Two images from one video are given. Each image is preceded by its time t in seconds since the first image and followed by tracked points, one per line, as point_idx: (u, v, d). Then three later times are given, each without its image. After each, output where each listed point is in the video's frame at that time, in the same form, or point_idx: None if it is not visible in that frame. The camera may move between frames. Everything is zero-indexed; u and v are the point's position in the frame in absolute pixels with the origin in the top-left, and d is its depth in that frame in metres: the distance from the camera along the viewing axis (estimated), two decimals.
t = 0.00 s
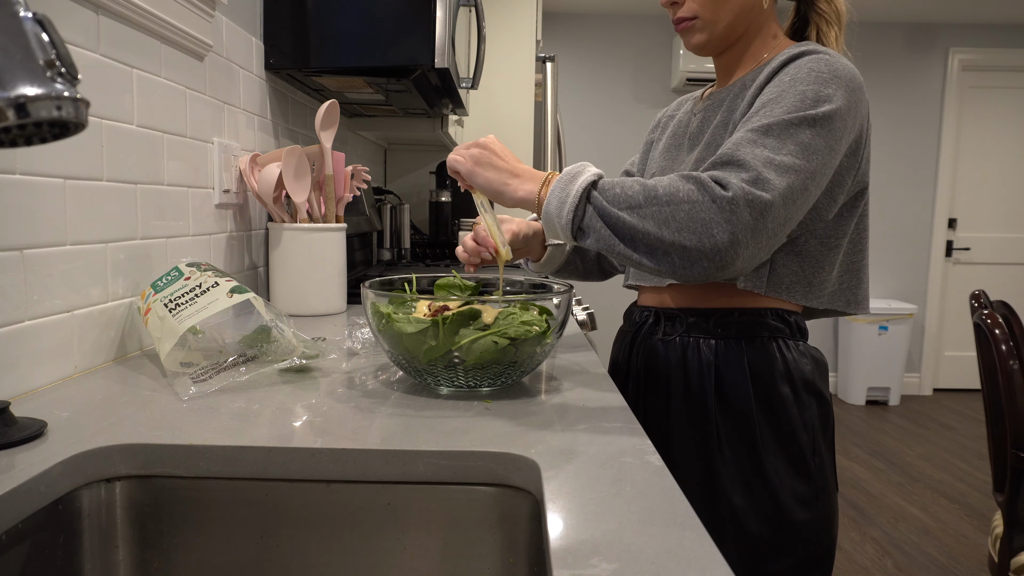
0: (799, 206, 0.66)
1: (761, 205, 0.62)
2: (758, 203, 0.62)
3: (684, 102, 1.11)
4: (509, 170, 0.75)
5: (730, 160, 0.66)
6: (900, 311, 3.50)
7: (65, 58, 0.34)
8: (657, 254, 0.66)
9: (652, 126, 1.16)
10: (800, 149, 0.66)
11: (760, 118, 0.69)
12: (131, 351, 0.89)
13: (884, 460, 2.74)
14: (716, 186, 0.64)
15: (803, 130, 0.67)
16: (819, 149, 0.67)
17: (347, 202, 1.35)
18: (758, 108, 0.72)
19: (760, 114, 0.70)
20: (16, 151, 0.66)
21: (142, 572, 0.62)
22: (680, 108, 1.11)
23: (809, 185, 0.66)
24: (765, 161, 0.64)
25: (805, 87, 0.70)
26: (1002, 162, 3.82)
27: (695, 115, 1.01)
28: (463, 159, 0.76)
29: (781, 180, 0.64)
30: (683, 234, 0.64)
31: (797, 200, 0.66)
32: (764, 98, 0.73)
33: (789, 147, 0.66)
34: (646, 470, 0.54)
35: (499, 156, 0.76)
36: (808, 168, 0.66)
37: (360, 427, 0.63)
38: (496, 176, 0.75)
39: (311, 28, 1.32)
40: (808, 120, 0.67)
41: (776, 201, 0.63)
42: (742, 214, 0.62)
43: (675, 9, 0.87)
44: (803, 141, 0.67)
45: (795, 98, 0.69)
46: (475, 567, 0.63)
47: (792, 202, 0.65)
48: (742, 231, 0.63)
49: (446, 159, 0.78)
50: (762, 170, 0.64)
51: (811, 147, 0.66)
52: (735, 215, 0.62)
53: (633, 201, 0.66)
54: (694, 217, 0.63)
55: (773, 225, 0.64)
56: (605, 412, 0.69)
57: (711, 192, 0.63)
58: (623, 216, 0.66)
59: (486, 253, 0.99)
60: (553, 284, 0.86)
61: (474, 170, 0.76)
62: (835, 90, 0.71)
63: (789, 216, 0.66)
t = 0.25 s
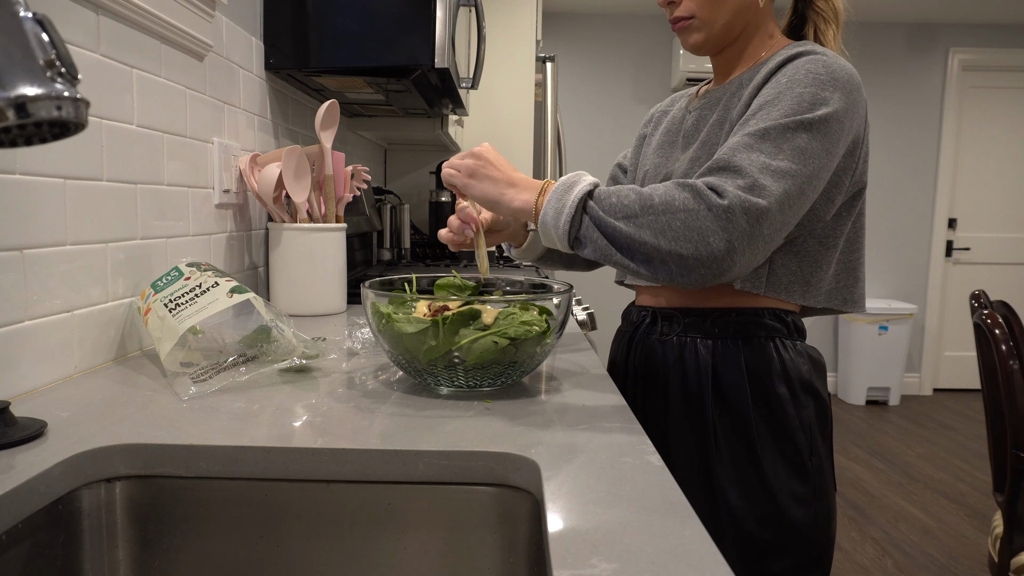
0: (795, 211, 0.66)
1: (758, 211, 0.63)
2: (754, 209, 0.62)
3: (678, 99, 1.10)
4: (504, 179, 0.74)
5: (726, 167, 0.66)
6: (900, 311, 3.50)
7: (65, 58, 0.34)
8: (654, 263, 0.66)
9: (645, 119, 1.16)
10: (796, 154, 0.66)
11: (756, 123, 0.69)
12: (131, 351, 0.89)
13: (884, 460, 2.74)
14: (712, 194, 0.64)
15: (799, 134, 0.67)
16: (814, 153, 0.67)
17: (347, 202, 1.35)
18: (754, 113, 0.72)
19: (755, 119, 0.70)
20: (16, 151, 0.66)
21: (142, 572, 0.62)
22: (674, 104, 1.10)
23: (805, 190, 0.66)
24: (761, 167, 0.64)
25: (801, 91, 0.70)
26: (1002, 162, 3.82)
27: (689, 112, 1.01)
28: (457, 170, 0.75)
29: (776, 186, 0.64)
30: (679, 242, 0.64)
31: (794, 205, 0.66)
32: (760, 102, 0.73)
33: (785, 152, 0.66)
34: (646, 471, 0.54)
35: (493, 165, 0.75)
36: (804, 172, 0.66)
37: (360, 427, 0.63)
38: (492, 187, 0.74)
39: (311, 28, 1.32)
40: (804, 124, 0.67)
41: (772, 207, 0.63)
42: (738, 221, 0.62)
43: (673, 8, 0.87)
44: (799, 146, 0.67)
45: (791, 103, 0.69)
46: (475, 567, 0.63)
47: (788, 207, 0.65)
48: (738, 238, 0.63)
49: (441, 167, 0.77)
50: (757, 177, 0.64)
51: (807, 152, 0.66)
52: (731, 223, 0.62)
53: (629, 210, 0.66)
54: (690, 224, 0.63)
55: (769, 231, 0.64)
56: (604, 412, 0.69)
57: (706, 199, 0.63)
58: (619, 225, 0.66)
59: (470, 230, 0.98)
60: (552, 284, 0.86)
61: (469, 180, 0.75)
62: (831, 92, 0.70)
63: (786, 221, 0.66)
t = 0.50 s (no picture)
0: (789, 211, 0.66)
1: (749, 210, 0.62)
2: (745, 208, 0.62)
3: (681, 101, 1.10)
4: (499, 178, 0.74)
5: (719, 166, 0.66)
6: (900, 311, 3.50)
7: (65, 57, 0.34)
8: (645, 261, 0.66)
9: (649, 125, 1.16)
10: (791, 153, 0.66)
11: (751, 123, 0.69)
12: (131, 351, 0.89)
13: (884, 459, 2.74)
14: (703, 192, 0.64)
15: (794, 134, 0.67)
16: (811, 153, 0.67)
17: (347, 202, 1.35)
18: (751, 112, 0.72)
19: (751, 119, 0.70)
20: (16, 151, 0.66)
21: (142, 572, 0.62)
22: (677, 106, 1.10)
23: (799, 189, 0.66)
24: (754, 166, 0.64)
25: (798, 92, 0.70)
26: (1002, 162, 3.82)
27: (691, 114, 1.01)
28: (453, 168, 0.76)
29: (769, 185, 0.64)
30: (670, 241, 0.64)
31: (787, 205, 0.65)
32: (757, 103, 0.73)
33: (778, 151, 0.66)
34: (646, 471, 0.54)
35: (489, 164, 0.75)
36: (798, 172, 0.66)
37: (360, 427, 0.63)
38: (487, 186, 0.74)
39: (311, 28, 1.32)
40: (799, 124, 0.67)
41: (764, 206, 0.63)
42: (729, 219, 0.62)
43: (672, 11, 0.87)
44: (794, 146, 0.66)
45: (788, 103, 0.69)
46: (475, 567, 0.63)
47: (781, 207, 0.65)
48: (729, 237, 0.63)
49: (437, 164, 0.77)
50: (749, 175, 0.64)
51: (802, 151, 0.66)
52: (722, 222, 0.62)
53: (621, 208, 0.66)
54: (681, 223, 0.64)
55: (761, 230, 0.64)
56: (604, 412, 0.69)
57: (698, 197, 0.63)
58: (611, 223, 0.66)
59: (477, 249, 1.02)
60: (553, 284, 0.86)
61: (465, 178, 0.75)
62: (829, 93, 0.70)
63: (779, 220, 0.65)
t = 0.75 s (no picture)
0: (790, 209, 0.66)
1: (750, 208, 0.62)
2: (746, 205, 0.62)
3: (681, 97, 1.10)
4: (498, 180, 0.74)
5: (720, 165, 0.66)
6: (900, 311, 3.50)
7: (65, 57, 0.34)
8: (646, 260, 0.66)
9: (647, 120, 1.16)
10: (792, 152, 0.66)
11: (752, 123, 0.69)
12: (131, 351, 0.89)
13: (884, 459, 2.74)
14: (705, 191, 0.64)
15: (795, 133, 0.67)
16: (812, 151, 0.67)
17: (347, 202, 1.35)
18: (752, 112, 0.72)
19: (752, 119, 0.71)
20: (16, 151, 0.66)
21: (143, 572, 0.62)
22: (677, 103, 1.10)
23: (800, 187, 0.66)
24: (755, 164, 0.64)
25: (799, 91, 0.70)
26: (1002, 161, 3.82)
27: (690, 113, 1.01)
28: (451, 171, 0.76)
29: (770, 183, 0.64)
30: (671, 239, 0.64)
31: (788, 203, 0.65)
32: (758, 103, 0.73)
33: (779, 149, 0.66)
34: (646, 471, 0.54)
35: (488, 166, 0.75)
36: (799, 170, 0.66)
37: (360, 427, 0.63)
38: (486, 188, 0.74)
39: (311, 28, 1.32)
40: (800, 123, 0.67)
41: (766, 204, 0.63)
42: (730, 217, 0.62)
43: (673, 12, 0.87)
44: (795, 144, 0.67)
45: (788, 102, 0.69)
46: (475, 567, 0.63)
47: (783, 205, 0.65)
48: (730, 235, 0.63)
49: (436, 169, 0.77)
50: (750, 173, 0.64)
51: (803, 150, 0.66)
52: (722, 220, 0.62)
53: (621, 208, 0.66)
54: (682, 221, 0.64)
55: (762, 229, 0.64)
56: (604, 412, 0.69)
57: (698, 195, 0.63)
58: (612, 222, 0.66)
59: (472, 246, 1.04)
60: (552, 284, 0.86)
61: (465, 181, 0.75)
62: (830, 92, 0.70)
63: (780, 218, 0.66)
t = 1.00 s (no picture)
0: (803, 212, 0.67)
1: (768, 213, 0.63)
2: (766, 210, 0.62)
3: (677, 96, 1.10)
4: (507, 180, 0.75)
5: (736, 168, 0.66)
6: (900, 311, 3.50)
7: (65, 57, 0.34)
8: (664, 264, 0.65)
9: (644, 119, 1.16)
10: (805, 154, 0.66)
11: (763, 123, 0.69)
12: (131, 351, 0.89)
13: (884, 459, 2.74)
14: (722, 195, 0.63)
15: (807, 135, 0.67)
16: (823, 152, 0.67)
17: (347, 202, 1.35)
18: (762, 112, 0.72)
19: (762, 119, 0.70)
20: (16, 151, 0.66)
21: (142, 572, 0.62)
22: (673, 102, 1.11)
23: (813, 190, 0.66)
24: (770, 167, 0.65)
25: (808, 91, 0.70)
26: (1002, 161, 3.82)
27: (688, 112, 1.01)
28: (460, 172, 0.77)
29: (787, 187, 0.64)
30: (691, 243, 0.64)
31: (802, 206, 0.66)
32: (765, 101, 0.73)
33: (794, 152, 0.66)
34: (646, 471, 0.54)
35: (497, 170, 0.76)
36: (812, 173, 0.66)
37: (360, 427, 0.63)
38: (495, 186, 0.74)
39: (311, 28, 1.32)
40: (813, 125, 0.67)
41: (783, 208, 0.63)
42: (749, 222, 0.62)
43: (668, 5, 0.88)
44: (807, 146, 0.67)
45: (800, 103, 0.69)
46: (475, 567, 0.63)
47: (797, 208, 0.65)
48: (749, 240, 0.63)
49: (437, 188, 0.78)
50: (768, 177, 0.64)
51: (816, 152, 0.67)
52: (742, 224, 0.62)
53: (639, 210, 0.66)
54: (701, 224, 0.63)
55: (778, 232, 0.65)
56: (604, 412, 0.69)
57: (718, 200, 0.63)
58: (630, 225, 0.65)
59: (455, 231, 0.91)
60: (552, 284, 0.86)
61: (468, 193, 0.75)
62: (839, 91, 0.71)
63: (795, 221, 0.66)
